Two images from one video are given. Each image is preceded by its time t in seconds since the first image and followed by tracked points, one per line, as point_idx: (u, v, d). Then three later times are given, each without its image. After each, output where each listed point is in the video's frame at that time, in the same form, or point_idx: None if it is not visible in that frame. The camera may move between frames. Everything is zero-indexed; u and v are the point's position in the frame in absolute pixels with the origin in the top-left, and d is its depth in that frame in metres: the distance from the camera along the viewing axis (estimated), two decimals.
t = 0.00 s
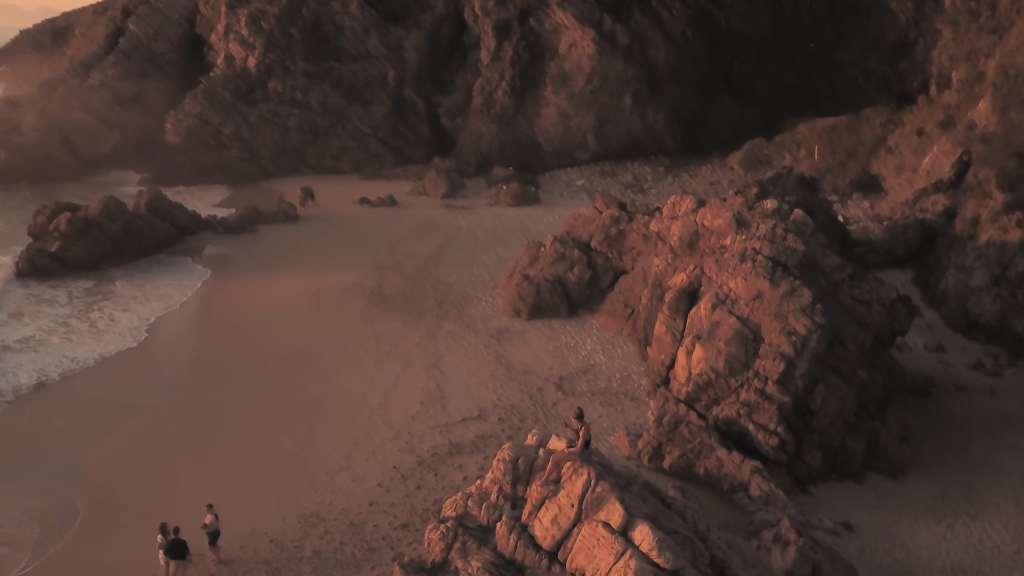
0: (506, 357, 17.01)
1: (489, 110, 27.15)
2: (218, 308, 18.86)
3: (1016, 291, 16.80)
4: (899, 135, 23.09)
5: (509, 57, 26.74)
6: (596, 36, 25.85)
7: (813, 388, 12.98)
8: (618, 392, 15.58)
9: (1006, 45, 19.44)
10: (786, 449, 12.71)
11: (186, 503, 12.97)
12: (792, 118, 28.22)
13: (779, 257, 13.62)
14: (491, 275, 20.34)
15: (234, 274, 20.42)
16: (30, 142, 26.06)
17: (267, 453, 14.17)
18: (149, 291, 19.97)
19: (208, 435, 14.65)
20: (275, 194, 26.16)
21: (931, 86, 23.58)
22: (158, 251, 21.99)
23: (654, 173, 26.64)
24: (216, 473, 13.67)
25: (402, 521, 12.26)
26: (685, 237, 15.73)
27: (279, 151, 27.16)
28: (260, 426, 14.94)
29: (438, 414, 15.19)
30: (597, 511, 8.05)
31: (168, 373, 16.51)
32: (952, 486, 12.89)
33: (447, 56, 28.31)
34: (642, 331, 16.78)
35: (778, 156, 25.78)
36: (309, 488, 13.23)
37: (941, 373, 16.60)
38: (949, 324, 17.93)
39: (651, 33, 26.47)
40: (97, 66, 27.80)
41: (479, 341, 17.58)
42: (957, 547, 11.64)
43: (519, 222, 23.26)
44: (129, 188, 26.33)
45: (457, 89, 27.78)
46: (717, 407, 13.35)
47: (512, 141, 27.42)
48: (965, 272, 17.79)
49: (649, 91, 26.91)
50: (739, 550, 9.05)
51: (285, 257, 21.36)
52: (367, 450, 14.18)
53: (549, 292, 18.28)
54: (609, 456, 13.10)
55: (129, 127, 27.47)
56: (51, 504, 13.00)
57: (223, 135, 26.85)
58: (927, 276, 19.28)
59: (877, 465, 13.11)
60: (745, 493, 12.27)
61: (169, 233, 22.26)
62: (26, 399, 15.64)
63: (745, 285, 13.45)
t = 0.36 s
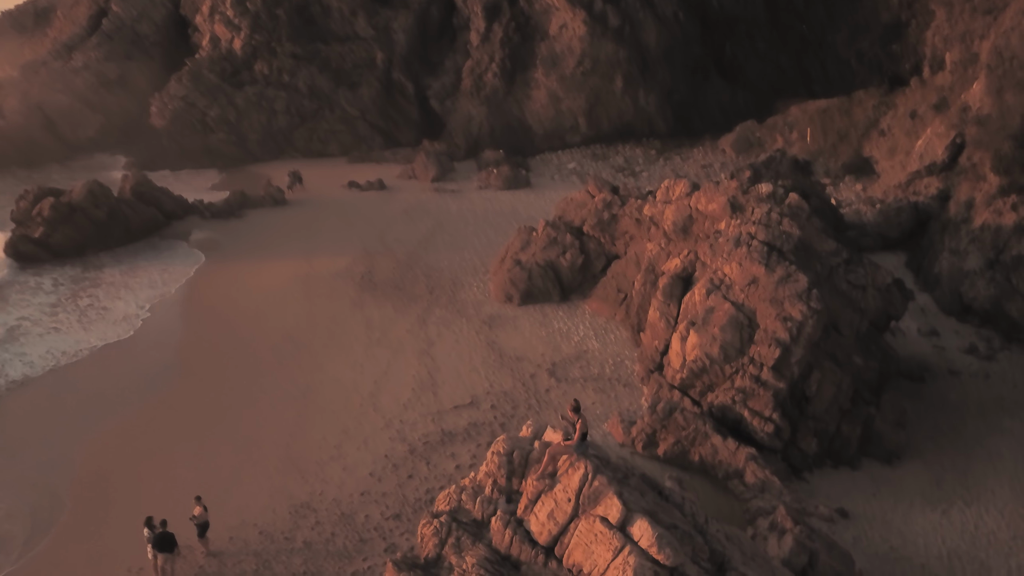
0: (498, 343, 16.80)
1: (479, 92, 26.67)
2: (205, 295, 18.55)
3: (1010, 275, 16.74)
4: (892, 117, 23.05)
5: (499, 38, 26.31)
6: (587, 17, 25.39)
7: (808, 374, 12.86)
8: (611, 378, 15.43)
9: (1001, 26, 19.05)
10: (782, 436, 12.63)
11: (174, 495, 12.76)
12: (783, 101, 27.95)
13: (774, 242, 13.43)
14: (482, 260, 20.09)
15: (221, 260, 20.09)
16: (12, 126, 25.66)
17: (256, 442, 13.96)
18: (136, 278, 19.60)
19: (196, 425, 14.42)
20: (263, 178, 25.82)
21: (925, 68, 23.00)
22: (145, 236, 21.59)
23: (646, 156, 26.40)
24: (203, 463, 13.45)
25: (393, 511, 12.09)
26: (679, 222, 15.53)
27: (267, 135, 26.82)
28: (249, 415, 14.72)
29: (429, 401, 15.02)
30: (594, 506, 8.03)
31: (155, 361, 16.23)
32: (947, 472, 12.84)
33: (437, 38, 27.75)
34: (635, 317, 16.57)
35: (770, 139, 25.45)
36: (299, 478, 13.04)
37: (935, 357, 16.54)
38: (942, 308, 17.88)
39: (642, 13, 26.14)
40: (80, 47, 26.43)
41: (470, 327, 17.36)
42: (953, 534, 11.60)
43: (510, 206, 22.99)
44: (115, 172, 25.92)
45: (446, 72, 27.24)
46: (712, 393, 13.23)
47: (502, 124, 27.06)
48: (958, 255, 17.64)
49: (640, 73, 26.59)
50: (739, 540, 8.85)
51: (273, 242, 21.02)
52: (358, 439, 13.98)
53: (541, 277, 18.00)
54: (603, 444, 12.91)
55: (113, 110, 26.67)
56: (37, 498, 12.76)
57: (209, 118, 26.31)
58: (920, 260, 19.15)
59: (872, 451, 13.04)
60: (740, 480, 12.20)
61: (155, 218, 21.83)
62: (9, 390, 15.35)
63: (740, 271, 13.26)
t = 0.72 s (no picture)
0: (491, 326, 16.61)
1: (469, 70, 26.23)
2: (193, 278, 18.25)
3: (1006, 256, 16.64)
4: (886, 96, 22.62)
5: (490, 16, 25.59)
6: None
7: (804, 357, 12.73)
8: (605, 361, 15.28)
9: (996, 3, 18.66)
10: (778, 419, 12.55)
11: (163, 483, 12.57)
12: (777, 80, 27.58)
13: (771, 224, 13.22)
14: (474, 241, 19.81)
15: (209, 242, 19.75)
16: None
17: (246, 428, 13.77)
18: (123, 261, 19.25)
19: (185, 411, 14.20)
20: (251, 159, 25.39)
21: (920, 45, 22.51)
22: (131, 218, 21.15)
23: (638, 136, 26.12)
24: (192, 450, 13.26)
25: (386, 497, 11.93)
26: (674, 202, 15.29)
27: (255, 115, 26.35)
28: (238, 400, 14.50)
29: (422, 385, 14.86)
30: (593, 498, 7.82)
31: (142, 346, 15.96)
32: (942, 454, 12.80)
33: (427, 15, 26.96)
34: (629, 300, 16.34)
35: (764, 118, 25.01)
36: (291, 464, 12.87)
37: (930, 338, 16.47)
38: (936, 288, 17.81)
39: None
40: (63, 25, 25.57)
41: (463, 310, 17.16)
42: (949, 517, 11.55)
43: (501, 186, 22.70)
44: (99, 153, 25.58)
45: (436, 50, 26.63)
46: (707, 376, 13.14)
47: (493, 103, 26.67)
48: (954, 236, 17.50)
49: (633, 52, 26.14)
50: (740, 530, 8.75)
51: (261, 223, 20.68)
52: (349, 425, 13.80)
53: (534, 259, 17.76)
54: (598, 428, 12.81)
55: (98, 89, 26.06)
56: (24, 488, 12.55)
57: (196, 98, 25.79)
58: (915, 240, 18.95)
59: (868, 434, 12.97)
60: (736, 464, 12.09)
61: (142, 200, 21.36)
62: None
63: (737, 253, 13.05)
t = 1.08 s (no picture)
0: (484, 307, 16.41)
1: (461, 46, 25.69)
2: (181, 259, 17.95)
3: (1003, 234, 16.51)
4: (882, 72, 22.36)
5: None
6: None
7: (802, 338, 12.60)
8: (600, 342, 15.10)
9: None
10: (775, 401, 12.44)
11: (153, 468, 12.38)
12: (772, 56, 27.17)
13: (768, 203, 13.00)
14: (467, 221, 19.52)
15: (197, 221, 19.41)
16: None
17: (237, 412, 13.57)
18: (110, 242, 18.89)
19: (174, 394, 13.99)
20: (240, 137, 24.91)
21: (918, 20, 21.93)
22: (118, 198, 20.71)
23: (632, 112, 25.74)
24: (182, 434, 13.06)
25: (380, 482, 11.77)
26: (669, 181, 15.00)
27: (243, 92, 25.81)
28: (229, 383, 14.30)
29: (415, 367, 14.68)
30: (592, 489, 7.52)
31: (130, 329, 15.69)
32: (940, 435, 12.71)
33: None
34: (624, 280, 16.13)
35: (758, 95, 24.77)
36: (283, 448, 12.69)
37: (926, 318, 16.37)
38: (933, 267, 17.68)
39: None
40: None
41: (456, 291, 16.93)
42: (947, 498, 11.42)
43: (494, 164, 22.37)
44: (84, 131, 25.03)
45: (427, 26, 26.03)
46: (704, 357, 13.02)
47: (485, 79, 26.24)
48: (951, 214, 17.33)
49: (627, 27, 25.64)
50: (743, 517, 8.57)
51: (251, 202, 20.34)
52: (342, 408, 13.63)
53: (528, 239, 17.47)
54: (592, 411, 12.80)
55: (83, 66, 25.57)
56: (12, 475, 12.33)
57: (183, 74, 25.26)
58: (911, 218, 18.85)
59: (865, 415, 12.89)
60: (732, 446, 12.09)
61: (129, 178, 20.94)
62: None
63: (734, 233, 12.85)
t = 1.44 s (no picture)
0: (479, 288, 16.19)
1: (454, 21, 25.21)
2: (172, 239, 17.65)
3: (1003, 213, 16.32)
4: (880, 47, 21.79)
5: None
6: None
7: (801, 320, 12.45)
8: (597, 323, 14.92)
9: None
10: (773, 383, 12.34)
11: (145, 454, 12.20)
12: (770, 30, 26.74)
13: (768, 182, 12.73)
14: (461, 200, 19.21)
15: (187, 201, 19.06)
16: None
17: (229, 396, 13.38)
18: (98, 223, 18.52)
19: (165, 379, 13.78)
20: (230, 114, 24.44)
21: None
22: (106, 176, 20.30)
23: (627, 89, 25.34)
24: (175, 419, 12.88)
25: (375, 467, 11.62)
26: (667, 159, 14.72)
27: (232, 68, 25.27)
28: (221, 366, 14.09)
29: (410, 349, 14.50)
30: (592, 481, 7.14)
31: (119, 312, 15.43)
32: (939, 416, 12.62)
33: None
34: (620, 260, 15.91)
35: (755, 71, 24.47)
36: (276, 433, 12.52)
37: (924, 298, 16.24)
38: (931, 246, 17.51)
39: None
40: None
41: (450, 272, 16.69)
42: (947, 479, 11.29)
43: (488, 141, 22.01)
44: (72, 109, 24.54)
45: None
46: (702, 339, 12.90)
47: (479, 55, 25.77)
48: (950, 192, 17.15)
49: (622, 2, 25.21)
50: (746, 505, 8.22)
51: (242, 181, 20.00)
52: (336, 391, 13.45)
53: (523, 219, 17.21)
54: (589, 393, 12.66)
55: (70, 42, 25.11)
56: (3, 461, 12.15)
57: (171, 50, 24.70)
58: (909, 196, 18.63)
59: (864, 397, 12.80)
60: (731, 429, 12.01)
61: (117, 156, 20.48)
62: None
63: (733, 213, 12.63)
